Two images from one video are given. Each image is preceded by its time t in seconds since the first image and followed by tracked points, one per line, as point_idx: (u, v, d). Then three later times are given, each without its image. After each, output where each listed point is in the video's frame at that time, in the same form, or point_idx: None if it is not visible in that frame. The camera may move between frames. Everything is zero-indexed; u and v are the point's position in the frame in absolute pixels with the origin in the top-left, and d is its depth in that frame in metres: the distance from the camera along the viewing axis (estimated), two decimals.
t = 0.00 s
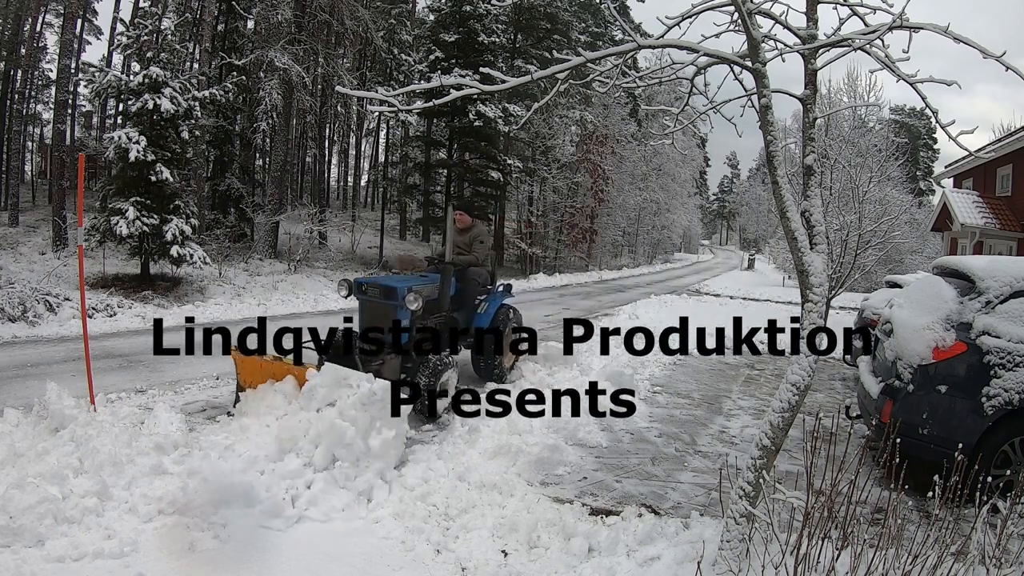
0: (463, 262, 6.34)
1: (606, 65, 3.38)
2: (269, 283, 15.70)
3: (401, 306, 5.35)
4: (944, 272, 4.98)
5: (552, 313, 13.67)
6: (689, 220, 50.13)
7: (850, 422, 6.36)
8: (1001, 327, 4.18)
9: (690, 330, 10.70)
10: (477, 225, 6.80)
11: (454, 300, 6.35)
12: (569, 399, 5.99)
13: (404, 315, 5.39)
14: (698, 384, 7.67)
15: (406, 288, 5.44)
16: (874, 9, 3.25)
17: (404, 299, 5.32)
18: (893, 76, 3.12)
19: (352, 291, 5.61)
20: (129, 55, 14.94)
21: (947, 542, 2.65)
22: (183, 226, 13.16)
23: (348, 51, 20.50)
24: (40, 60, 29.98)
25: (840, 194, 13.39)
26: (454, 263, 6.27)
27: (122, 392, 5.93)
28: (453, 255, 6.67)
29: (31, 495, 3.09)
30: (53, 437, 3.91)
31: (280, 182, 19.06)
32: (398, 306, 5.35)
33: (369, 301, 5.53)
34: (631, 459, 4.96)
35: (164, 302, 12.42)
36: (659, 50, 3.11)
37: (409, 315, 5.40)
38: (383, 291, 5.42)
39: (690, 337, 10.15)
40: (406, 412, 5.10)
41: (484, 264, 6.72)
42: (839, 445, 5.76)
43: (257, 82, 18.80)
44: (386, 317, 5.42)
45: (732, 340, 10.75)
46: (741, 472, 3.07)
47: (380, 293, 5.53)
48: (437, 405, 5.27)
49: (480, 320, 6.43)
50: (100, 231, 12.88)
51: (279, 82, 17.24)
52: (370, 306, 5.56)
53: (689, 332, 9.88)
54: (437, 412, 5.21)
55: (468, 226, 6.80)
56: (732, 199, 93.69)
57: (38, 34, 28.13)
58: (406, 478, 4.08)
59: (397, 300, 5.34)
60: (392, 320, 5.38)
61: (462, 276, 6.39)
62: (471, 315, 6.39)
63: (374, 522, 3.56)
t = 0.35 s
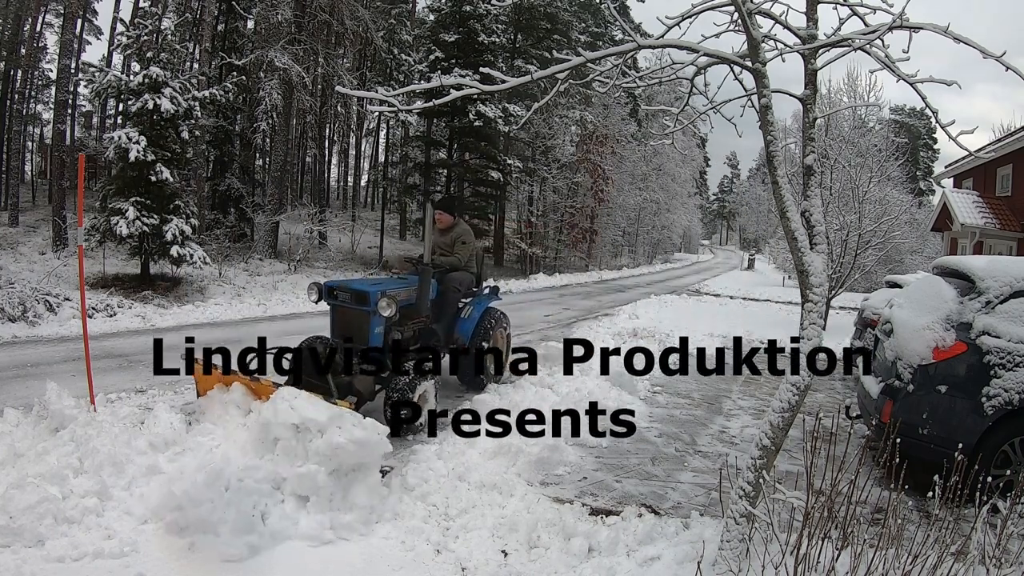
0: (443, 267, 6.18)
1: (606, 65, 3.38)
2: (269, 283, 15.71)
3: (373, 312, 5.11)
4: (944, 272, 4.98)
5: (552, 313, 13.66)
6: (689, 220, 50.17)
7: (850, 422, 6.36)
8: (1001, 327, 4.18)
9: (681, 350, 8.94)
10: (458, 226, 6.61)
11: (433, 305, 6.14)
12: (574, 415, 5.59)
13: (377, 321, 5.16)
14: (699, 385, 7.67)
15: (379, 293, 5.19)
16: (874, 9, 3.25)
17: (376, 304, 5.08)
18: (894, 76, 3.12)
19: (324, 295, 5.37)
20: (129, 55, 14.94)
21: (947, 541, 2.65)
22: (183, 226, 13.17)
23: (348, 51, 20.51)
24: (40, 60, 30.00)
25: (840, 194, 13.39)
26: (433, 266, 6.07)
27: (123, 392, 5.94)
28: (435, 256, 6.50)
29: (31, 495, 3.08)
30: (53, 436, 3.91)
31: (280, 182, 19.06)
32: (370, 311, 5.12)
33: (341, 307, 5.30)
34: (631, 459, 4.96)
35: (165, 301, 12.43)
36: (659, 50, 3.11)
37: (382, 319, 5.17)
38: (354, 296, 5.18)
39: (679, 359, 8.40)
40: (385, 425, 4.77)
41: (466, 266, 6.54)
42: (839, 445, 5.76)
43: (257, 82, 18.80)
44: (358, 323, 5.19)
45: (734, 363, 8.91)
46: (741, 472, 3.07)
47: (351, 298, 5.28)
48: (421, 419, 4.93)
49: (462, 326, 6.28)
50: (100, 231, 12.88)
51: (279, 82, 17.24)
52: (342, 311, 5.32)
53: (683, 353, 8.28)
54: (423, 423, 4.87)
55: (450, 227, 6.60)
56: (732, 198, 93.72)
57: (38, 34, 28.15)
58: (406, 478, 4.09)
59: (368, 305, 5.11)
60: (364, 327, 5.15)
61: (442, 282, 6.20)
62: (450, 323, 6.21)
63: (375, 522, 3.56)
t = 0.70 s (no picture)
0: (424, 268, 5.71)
1: (607, 65, 3.38)
2: (269, 284, 15.71)
3: (343, 318, 4.57)
4: (944, 271, 4.98)
5: (552, 313, 13.65)
6: (689, 221, 50.16)
7: (850, 422, 6.36)
8: (1001, 327, 4.18)
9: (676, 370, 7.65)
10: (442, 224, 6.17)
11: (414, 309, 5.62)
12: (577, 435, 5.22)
13: (348, 328, 4.62)
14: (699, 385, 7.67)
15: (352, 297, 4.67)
16: (874, 9, 3.24)
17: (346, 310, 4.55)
18: (893, 76, 3.12)
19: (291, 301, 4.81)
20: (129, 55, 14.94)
21: (947, 541, 2.65)
22: (183, 226, 13.16)
23: (348, 51, 20.51)
24: (40, 60, 29.99)
25: (840, 194, 13.39)
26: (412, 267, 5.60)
27: (122, 392, 5.93)
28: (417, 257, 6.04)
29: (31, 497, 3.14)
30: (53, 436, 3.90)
31: (280, 182, 19.06)
32: (340, 318, 4.58)
33: (309, 313, 4.74)
34: (631, 459, 4.96)
35: (164, 301, 12.43)
36: (659, 51, 3.11)
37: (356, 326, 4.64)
38: (323, 301, 4.64)
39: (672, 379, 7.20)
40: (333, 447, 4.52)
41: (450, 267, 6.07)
42: (839, 445, 5.75)
43: (257, 82, 18.80)
44: (327, 331, 4.64)
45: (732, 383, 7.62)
46: (741, 472, 3.07)
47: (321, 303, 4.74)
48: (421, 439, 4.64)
49: (445, 331, 5.82)
50: (100, 231, 12.88)
51: (279, 82, 17.23)
52: (311, 318, 4.76)
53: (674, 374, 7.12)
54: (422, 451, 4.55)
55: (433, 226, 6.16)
56: (732, 199, 93.71)
57: (38, 34, 28.13)
58: (406, 478, 4.09)
59: (338, 312, 4.57)
60: (334, 334, 4.61)
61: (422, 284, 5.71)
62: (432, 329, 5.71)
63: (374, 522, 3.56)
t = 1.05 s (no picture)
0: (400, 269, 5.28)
1: (606, 65, 3.38)
2: (269, 284, 15.72)
3: (303, 330, 4.14)
4: (944, 271, 4.98)
5: (552, 313, 13.65)
6: (689, 221, 50.17)
7: (850, 423, 6.35)
8: (1001, 327, 4.18)
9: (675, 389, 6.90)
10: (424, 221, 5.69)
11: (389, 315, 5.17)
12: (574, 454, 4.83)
13: (309, 341, 4.20)
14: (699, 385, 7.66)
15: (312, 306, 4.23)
16: (874, 9, 3.24)
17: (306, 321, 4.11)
18: (894, 76, 3.11)
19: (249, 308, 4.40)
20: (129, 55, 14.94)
21: (947, 541, 2.65)
22: (183, 226, 13.16)
23: (348, 51, 20.52)
24: (40, 60, 29.99)
25: (840, 194, 13.39)
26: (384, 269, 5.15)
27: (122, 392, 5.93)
28: (395, 256, 5.61)
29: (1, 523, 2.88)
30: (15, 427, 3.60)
31: (280, 182, 19.05)
32: (299, 330, 4.15)
33: (267, 323, 4.32)
34: (631, 459, 4.96)
35: (165, 302, 12.43)
36: (659, 51, 3.11)
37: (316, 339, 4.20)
38: (281, 311, 4.21)
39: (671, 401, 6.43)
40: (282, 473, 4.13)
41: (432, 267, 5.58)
42: (839, 445, 5.76)
43: (257, 82, 18.80)
44: (286, 343, 4.23)
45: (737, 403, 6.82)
46: (740, 472, 3.07)
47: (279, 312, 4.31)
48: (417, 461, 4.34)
49: (422, 340, 5.29)
50: (100, 231, 12.88)
51: (279, 82, 17.23)
52: (269, 329, 4.34)
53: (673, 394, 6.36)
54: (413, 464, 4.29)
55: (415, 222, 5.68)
56: (732, 199, 93.73)
57: (38, 34, 28.13)
58: (405, 478, 4.10)
59: (297, 323, 4.14)
60: (293, 347, 4.19)
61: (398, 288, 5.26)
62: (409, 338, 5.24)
63: (374, 522, 3.56)
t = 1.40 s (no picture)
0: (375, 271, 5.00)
1: (606, 65, 3.38)
2: (269, 284, 15.71)
3: (263, 343, 3.82)
4: (944, 271, 4.98)
5: (552, 313, 13.65)
6: (689, 220, 50.16)
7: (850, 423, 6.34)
8: (1001, 327, 4.18)
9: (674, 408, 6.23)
10: (402, 219, 5.39)
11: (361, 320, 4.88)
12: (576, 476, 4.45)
13: (271, 354, 3.88)
14: (699, 385, 7.66)
15: (273, 317, 3.90)
16: (874, 10, 3.24)
17: (266, 333, 3.79)
18: (893, 76, 3.11)
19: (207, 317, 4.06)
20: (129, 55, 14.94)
21: (947, 541, 2.65)
22: (183, 226, 13.15)
23: (348, 51, 20.52)
24: (40, 60, 30.02)
25: (840, 195, 13.40)
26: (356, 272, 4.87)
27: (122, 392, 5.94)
28: (371, 256, 5.34)
29: None
30: None
31: (280, 182, 19.04)
32: (258, 344, 3.83)
33: (224, 334, 3.99)
34: (631, 459, 4.95)
35: (165, 302, 12.43)
36: (659, 51, 3.11)
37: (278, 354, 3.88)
38: (239, 322, 3.88)
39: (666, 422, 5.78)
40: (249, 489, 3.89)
41: (410, 268, 5.31)
42: (839, 445, 5.76)
43: (257, 82, 18.81)
44: (245, 356, 3.91)
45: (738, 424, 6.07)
46: (740, 473, 3.07)
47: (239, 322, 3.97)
48: (415, 479, 4.10)
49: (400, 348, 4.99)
50: (100, 231, 12.88)
51: (279, 82, 17.23)
52: (229, 340, 4.00)
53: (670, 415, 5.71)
54: (412, 481, 4.08)
55: (391, 220, 5.40)
56: (732, 198, 93.69)
57: (38, 34, 28.16)
58: (405, 479, 4.10)
59: (256, 335, 3.82)
60: (253, 361, 3.87)
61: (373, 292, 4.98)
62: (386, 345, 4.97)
63: (372, 522, 3.56)
